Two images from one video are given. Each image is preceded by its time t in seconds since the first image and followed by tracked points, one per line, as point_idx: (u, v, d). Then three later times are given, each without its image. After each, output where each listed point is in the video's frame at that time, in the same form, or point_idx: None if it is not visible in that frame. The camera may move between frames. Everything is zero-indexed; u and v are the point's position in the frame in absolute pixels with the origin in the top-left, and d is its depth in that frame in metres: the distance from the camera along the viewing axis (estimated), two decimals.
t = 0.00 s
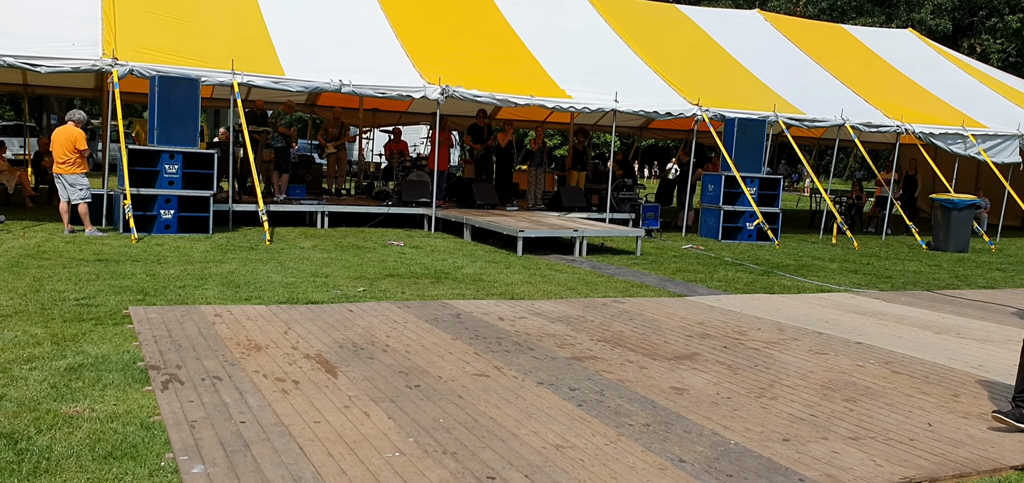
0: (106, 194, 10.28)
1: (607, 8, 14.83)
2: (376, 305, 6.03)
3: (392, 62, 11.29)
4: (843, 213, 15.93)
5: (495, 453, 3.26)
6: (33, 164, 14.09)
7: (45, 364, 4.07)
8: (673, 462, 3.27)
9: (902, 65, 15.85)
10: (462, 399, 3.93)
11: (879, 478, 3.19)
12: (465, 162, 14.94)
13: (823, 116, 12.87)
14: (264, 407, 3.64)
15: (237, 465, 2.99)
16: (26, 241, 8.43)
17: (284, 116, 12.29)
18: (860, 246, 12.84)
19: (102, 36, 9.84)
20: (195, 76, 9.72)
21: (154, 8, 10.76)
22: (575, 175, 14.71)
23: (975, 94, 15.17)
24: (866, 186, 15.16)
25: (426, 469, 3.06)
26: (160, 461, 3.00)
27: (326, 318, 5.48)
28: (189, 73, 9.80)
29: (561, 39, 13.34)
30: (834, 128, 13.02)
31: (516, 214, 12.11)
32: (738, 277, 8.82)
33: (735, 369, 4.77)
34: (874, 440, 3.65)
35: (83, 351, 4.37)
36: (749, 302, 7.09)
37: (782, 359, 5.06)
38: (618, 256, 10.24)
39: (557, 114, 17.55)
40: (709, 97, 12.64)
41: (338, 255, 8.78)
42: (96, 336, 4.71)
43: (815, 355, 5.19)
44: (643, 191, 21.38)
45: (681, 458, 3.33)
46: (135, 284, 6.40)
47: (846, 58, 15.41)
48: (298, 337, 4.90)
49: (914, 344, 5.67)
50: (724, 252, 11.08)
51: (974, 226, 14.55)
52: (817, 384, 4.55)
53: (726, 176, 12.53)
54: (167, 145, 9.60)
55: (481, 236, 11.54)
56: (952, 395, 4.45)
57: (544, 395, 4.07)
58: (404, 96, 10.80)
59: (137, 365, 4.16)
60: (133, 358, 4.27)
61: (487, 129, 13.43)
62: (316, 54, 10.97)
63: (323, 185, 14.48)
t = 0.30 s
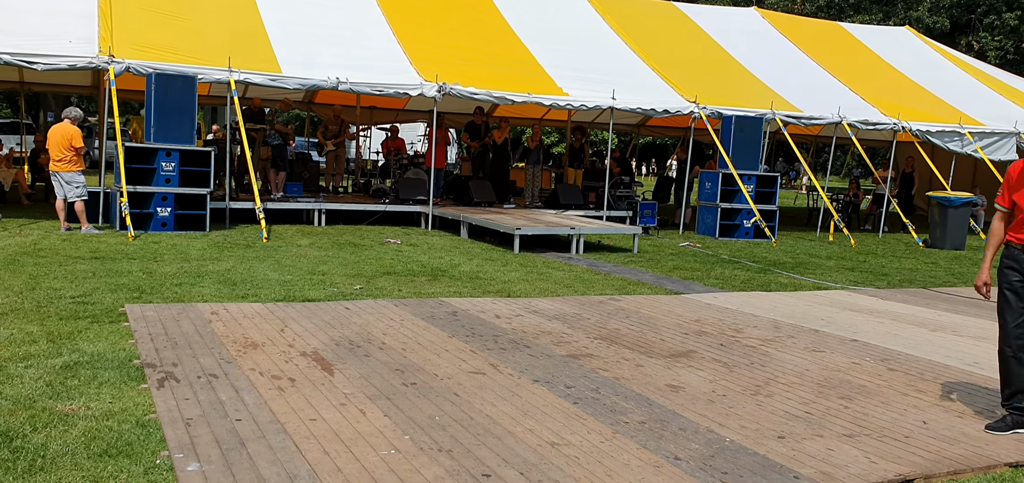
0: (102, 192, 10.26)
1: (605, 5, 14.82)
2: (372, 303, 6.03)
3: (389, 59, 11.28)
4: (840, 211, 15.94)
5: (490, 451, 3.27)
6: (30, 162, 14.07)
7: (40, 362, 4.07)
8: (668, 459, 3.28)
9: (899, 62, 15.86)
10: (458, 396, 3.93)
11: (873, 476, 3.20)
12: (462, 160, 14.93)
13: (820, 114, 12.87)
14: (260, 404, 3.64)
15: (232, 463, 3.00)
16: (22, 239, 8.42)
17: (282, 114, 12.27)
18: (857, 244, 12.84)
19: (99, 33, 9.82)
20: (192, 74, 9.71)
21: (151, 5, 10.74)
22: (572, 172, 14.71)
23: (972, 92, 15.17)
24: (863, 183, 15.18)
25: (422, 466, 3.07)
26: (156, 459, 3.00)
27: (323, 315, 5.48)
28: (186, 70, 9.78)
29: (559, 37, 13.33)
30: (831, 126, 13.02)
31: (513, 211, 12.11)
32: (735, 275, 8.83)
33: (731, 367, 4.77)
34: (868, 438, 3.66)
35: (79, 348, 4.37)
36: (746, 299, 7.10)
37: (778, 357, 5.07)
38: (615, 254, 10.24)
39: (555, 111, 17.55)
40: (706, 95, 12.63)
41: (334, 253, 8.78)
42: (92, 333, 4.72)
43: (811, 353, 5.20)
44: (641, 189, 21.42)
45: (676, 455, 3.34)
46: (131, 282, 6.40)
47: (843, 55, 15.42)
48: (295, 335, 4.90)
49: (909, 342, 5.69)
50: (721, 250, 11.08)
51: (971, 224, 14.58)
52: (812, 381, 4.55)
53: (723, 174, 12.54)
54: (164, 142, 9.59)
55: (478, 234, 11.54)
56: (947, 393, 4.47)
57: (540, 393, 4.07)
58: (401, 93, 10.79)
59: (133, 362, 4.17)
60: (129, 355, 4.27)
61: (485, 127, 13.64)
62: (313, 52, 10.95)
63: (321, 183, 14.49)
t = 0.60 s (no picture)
0: (98, 191, 10.25)
1: (601, 4, 14.81)
2: (368, 301, 6.04)
3: (385, 58, 11.28)
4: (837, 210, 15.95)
5: (484, 449, 3.27)
6: (26, 161, 14.05)
7: (34, 361, 4.06)
8: (661, 457, 3.28)
9: (895, 61, 15.87)
10: (452, 395, 3.93)
11: (866, 473, 3.20)
12: (459, 159, 14.93)
13: (817, 112, 12.88)
14: (253, 403, 3.64)
15: (225, 461, 2.99)
16: (18, 238, 8.41)
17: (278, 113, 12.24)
18: (854, 242, 12.85)
19: (94, 32, 9.81)
20: (188, 73, 9.70)
21: (147, 4, 10.73)
22: (569, 171, 14.68)
23: (968, 90, 15.19)
24: (859, 182, 15.19)
25: (415, 464, 3.07)
26: (148, 457, 2.99)
27: (318, 314, 5.48)
28: (182, 69, 9.77)
29: (555, 36, 13.33)
30: (828, 125, 13.03)
31: (510, 210, 12.11)
32: (731, 273, 8.84)
33: (725, 365, 4.77)
34: (862, 436, 3.66)
35: (73, 347, 4.36)
36: (742, 298, 7.11)
37: (773, 355, 5.07)
38: (611, 253, 10.24)
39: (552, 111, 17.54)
40: (702, 94, 12.63)
41: (330, 252, 8.78)
42: (86, 332, 4.71)
43: (805, 352, 5.20)
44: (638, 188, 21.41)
45: (670, 453, 3.34)
46: (126, 281, 6.39)
47: (840, 54, 15.42)
48: (289, 334, 4.90)
49: (904, 340, 5.70)
50: (717, 248, 11.08)
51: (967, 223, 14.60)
52: (807, 379, 4.56)
53: (720, 173, 12.54)
54: (160, 141, 9.57)
55: (475, 233, 11.53)
56: (941, 391, 4.47)
57: (534, 391, 4.07)
58: (398, 92, 10.78)
59: (126, 361, 4.16)
60: (123, 354, 4.27)
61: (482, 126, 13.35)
62: (310, 50, 10.95)
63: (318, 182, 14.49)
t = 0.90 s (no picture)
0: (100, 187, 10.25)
1: None
2: (370, 297, 6.03)
3: (387, 54, 11.26)
4: (840, 205, 15.91)
5: (487, 444, 3.26)
6: (28, 158, 14.06)
7: (37, 357, 4.06)
8: (664, 453, 3.27)
9: (898, 56, 15.84)
10: (454, 390, 3.93)
11: (870, 468, 3.19)
12: (461, 155, 14.91)
13: (819, 108, 12.85)
14: (256, 398, 3.64)
15: (228, 457, 2.99)
16: (20, 234, 8.42)
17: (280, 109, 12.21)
18: (857, 238, 12.83)
19: (96, 28, 9.80)
20: (190, 69, 9.69)
21: None
22: (571, 167, 14.70)
23: (971, 85, 15.17)
24: (862, 177, 15.15)
25: (417, 459, 3.06)
26: (151, 453, 3.00)
27: (321, 310, 5.47)
28: (184, 65, 9.77)
29: (557, 31, 13.30)
30: (830, 120, 13.00)
31: (512, 206, 12.10)
32: (734, 269, 8.82)
33: (728, 360, 4.77)
34: (865, 431, 3.65)
35: (76, 343, 4.36)
36: (745, 293, 7.10)
37: (776, 350, 5.07)
38: (614, 248, 10.22)
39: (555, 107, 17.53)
40: (705, 89, 12.60)
41: (333, 248, 8.77)
42: (88, 328, 4.71)
43: (809, 347, 5.19)
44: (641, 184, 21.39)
45: (673, 448, 3.33)
46: (129, 277, 6.40)
47: (843, 50, 15.37)
48: (292, 330, 4.90)
49: (908, 335, 5.69)
50: (720, 244, 11.06)
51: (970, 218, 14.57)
52: (810, 375, 4.55)
53: (723, 169, 12.53)
54: (162, 138, 9.57)
55: (477, 229, 11.51)
56: (945, 386, 4.46)
57: (537, 387, 4.07)
58: (400, 88, 10.77)
59: (129, 357, 4.16)
60: (125, 350, 4.27)
61: (484, 122, 13.45)
62: (311, 46, 10.93)
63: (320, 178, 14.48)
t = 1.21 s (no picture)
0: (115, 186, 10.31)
1: None
2: (383, 296, 6.04)
3: (399, 52, 11.28)
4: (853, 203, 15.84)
5: (500, 444, 3.26)
6: (44, 157, 14.16)
7: (52, 356, 4.09)
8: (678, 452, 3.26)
9: (912, 53, 15.73)
10: (467, 389, 3.93)
11: (885, 469, 3.17)
12: (473, 153, 14.91)
13: (833, 105, 12.78)
14: (270, 397, 3.65)
15: (242, 456, 3.00)
16: (35, 233, 8.47)
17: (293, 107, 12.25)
18: (871, 236, 12.75)
19: (110, 28, 9.85)
20: (204, 68, 9.73)
21: None
22: (584, 165, 14.69)
23: (986, 81, 15.05)
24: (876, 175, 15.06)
25: (431, 459, 3.06)
26: (166, 451, 3.01)
27: (334, 308, 5.48)
28: (197, 64, 9.80)
29: (569, 28, 13.28)
30: (844, 118, 12.93)
31: (524, 205, 12.09)
32: (747, 267, 8.79)
33: (742, 360, 4.74)
34: (880, 431, 3.62)
35: (91, 342, 4.39)
36: (759, 292, 7.06)
37: (790, 349, 5.04)
38: (627, 247, 10.20)
39: (567, 105, 17.51)
40: (718, 87, 12.55)
41: (346, 246, 8.79)
42: (103, 327, 4.73)
43: (822, 346, 5.16)
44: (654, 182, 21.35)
45: (687, 448, 3.32)
46: (143, 276, 6.43)
47: (857, 47, 15.27)
48: (306, 328, 4.91)
49: (923, 334, 5.65)
50: (734, 242, 11.02)
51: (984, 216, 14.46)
52: (824, 374, 4.52)
53: (736, 167, 12.53)
54: (176, 137, 9.62)
55: (489, 227, 11.52)
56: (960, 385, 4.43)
57: (550, 386, 4.06)
58: (412, 87, 10.80)
59: (144, 356, 4.18)
60: (140, 349, 4.29)
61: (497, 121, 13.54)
62: (324, 45, 10.96)
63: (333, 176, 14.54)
